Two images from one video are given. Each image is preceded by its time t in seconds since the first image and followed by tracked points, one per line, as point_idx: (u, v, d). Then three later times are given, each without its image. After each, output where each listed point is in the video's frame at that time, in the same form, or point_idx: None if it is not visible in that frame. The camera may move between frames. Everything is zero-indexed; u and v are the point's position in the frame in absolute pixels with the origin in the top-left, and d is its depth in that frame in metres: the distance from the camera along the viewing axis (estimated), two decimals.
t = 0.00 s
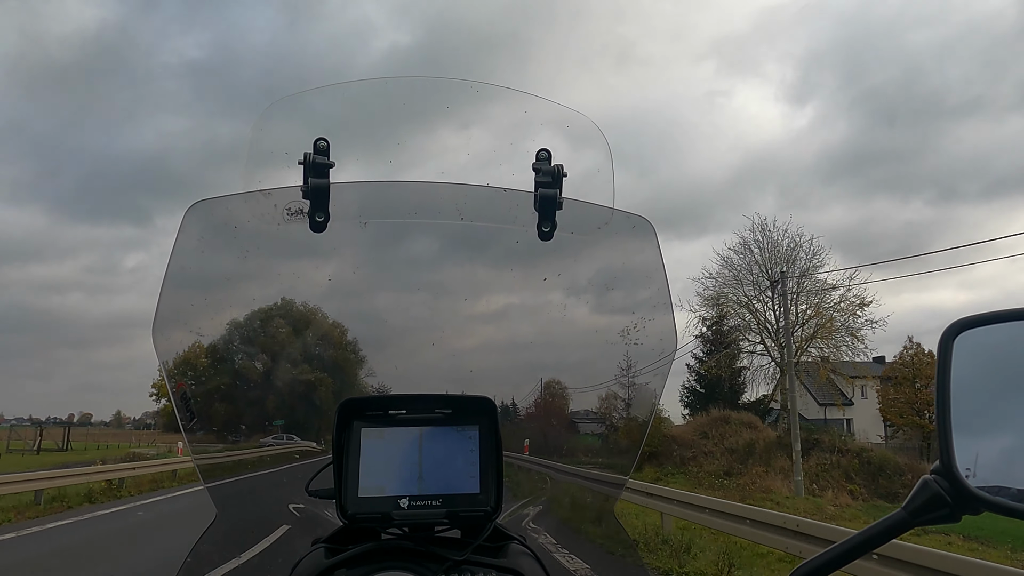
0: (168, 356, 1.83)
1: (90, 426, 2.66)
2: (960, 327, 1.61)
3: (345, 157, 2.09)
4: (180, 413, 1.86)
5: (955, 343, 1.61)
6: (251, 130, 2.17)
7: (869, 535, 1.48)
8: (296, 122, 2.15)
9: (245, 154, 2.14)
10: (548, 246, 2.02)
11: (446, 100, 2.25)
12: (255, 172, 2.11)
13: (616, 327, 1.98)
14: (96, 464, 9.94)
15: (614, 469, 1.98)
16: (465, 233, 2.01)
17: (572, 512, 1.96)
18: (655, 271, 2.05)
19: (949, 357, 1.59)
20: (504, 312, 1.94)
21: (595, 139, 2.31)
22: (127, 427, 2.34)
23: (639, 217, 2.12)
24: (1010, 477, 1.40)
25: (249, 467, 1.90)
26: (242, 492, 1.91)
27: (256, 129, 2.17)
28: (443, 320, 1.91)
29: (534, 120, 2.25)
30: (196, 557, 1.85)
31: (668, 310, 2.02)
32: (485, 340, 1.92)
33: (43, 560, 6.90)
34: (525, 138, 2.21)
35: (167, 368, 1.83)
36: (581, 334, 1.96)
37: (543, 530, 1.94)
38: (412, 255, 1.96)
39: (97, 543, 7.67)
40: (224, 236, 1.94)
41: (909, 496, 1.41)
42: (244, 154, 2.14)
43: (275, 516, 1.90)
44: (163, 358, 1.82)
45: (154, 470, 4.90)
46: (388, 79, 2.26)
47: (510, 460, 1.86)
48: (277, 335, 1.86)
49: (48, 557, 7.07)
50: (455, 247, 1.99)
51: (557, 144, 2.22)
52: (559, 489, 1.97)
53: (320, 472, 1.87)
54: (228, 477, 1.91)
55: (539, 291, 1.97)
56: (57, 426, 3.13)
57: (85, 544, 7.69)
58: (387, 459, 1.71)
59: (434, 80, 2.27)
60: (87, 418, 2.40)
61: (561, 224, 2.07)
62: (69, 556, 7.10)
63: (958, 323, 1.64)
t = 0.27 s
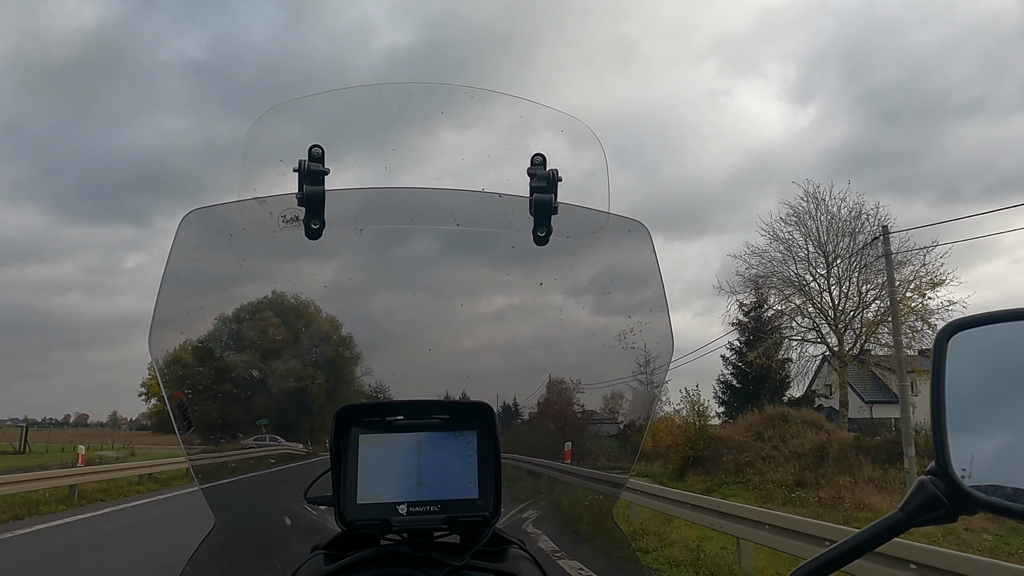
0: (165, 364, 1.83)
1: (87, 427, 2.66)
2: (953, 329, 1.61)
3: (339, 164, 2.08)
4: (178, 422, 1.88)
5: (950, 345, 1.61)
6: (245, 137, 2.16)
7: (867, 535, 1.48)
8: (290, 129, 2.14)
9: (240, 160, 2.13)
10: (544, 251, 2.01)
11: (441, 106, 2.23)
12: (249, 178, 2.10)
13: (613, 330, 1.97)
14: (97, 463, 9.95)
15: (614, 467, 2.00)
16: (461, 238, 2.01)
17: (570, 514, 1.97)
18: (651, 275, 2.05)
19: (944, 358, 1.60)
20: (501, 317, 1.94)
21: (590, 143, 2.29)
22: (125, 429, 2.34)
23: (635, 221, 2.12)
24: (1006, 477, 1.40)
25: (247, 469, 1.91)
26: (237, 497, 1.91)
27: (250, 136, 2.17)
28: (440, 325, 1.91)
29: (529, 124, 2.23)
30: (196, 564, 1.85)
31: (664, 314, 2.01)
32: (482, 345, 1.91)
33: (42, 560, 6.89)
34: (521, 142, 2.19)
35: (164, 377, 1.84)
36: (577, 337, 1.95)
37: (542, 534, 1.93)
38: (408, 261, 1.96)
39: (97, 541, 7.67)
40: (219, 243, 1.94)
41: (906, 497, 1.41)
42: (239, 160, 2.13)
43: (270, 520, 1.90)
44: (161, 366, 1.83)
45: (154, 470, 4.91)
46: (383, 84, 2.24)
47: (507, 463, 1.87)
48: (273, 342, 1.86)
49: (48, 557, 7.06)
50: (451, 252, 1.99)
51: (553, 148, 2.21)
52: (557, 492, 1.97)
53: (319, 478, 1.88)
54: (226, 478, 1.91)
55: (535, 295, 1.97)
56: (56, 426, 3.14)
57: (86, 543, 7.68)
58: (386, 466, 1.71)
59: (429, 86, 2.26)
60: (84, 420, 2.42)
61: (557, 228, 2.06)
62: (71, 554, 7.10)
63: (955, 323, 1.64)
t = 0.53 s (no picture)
0: (166, 361, 1.83)
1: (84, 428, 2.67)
2: (953, 326, 1.61)
3: (340, 160, 2.08)
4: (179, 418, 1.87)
5: (951, 340, 1.61)
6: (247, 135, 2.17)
7: (865, 531, 1.48)
8: (290, 127, 2.14)
9: (241, 158, 2.13)
10: (544, 248, 2.02)
11: (442, 104, 2.24)
12: (250, 176, 2.10)
13: (613, 327, 1.97)
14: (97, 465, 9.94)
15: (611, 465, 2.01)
16: (461, 236, 2.01)
17: (571, 511, 1.97)
18: (651, 271, 2.06)
19: (943, 353, 1.59)
20: (502, 313, 1.94)
21: (591, 142, 2.30)
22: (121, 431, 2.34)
23: (634, 217, 2.13)
24: (1004, 472, 1.40)
25: (247, 467, 1.90)
26: (238, 493, 1.91)
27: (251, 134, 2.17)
28: (440, 321, 1.91)
29: (529, 122, 2.23)
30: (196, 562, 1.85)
31: (664, 310, 2.02)
32: (483, 342, 1.92)
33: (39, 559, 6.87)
34: (522, 139, 2.19)
35: (167, 376, 1.84)
36: (576, 334, 1.96)
37: (542, 532, 1.94)
38: (408, 258, 1.96)
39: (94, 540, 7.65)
40: (220, 240, 1.94)
41: (906, 491, 1.40)
42: (240, 157, 2.14)
43: (271, 517, 1.90)
44: (162, 362, 1.83)
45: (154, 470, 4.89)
46: (384, 81, 2.25)
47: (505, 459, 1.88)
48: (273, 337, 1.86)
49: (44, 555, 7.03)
50: (452, 250, 1.99)
51: (554, 146, 2.21)
52: (557, 488, 1.97)
53: (320, 474, 1.89)
54: (227, 475, 1.91)
55: (535, 292, 1.97)
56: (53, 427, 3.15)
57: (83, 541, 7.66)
58: (387, 462, 1.72)
59: (429, 83, 2.26)
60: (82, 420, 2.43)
61: (557, 225, 2.06)
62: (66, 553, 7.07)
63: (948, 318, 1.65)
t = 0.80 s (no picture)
0: (164, 365, 1.85)
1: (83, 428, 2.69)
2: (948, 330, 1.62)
3: (337, 166, 2.08)
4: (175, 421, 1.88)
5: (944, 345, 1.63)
6: (245, 140, 2.17)
7: (855, 537, 1.49)
8: (288, 132, 2.14)
9: (239, 164, 2.14)
10: (540, 253, 2.02)
11: (439, 109, 2.24)
12: (248, 181, 2.11)
13: (609, 332, 1.98)
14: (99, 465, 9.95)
15: (607, 468, 2.03)
16: (458, 242, 2.01)
17: (567, 514, 1.98)
18: (647, 275, 2.06)
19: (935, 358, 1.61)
20: (498, 317, 1.95)
21: (588, 148, 2.30)
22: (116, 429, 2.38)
23: (630, 224, 2.13)
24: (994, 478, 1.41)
25: (243, 470, 1.90)
26: (235, 496, 1.92)
27: (249, 139, 2.17)
28: (436, 326, 1.92)
29: (526, 127, 2.23)
30: (192, 565, 1.86)
31: (659, 315, 2.03)
32: (479, 346, 1.92)
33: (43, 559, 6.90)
34: (519, 145, 2.19)
35: (163, 379, 1.85)
36: (573, 339, 1.96)
37: (539, 533, 1.95)
38: (404, 263, 1.97)
39: (98, 541, 7.68)
40: (217, 244, 1.95)
41: (897, 497, 1.42)
42: (238, 162, 2.14)
43: (267, 520, 1.91)
44: (160, 366, 1.85)
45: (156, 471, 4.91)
46: (381, 87, 2.25)
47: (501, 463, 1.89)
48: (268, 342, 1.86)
49: (48, 556, 7.06)
50: (449, 255, 1.99)
51: (551, 152, 2.21)
52: (554, 490, 1.98)
53: (318, 476, 1.90)
54: (223, 478, 1.92)
55: (532, 297, 1.98)
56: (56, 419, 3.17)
57: (87, 542, 7.70)
58: (382, 466, 1.72)
59: (426, 88, 2.27)
60: (78, 421, 2.44)
61: (553, 231, 2.07)
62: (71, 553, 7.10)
63: (940, 325, 1.66)
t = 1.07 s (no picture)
0: (162, 365, 1.87)
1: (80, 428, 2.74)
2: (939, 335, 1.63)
3: (336, 167, 2.09)
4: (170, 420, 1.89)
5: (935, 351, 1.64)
6: (243, 142, 2.18)
7: (846, 541, 1.50)
8: (286, 134, 2.15)
9: (237, 166, 2.14)
10: (537, 255, 2.02)
11: (438, 112, 2.24)
12: (246, 184, 2.12)
13: (605, 334, 1.98)
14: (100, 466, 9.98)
15: (602, 470, 2.03)
16: (455, 244, 2.02)
17: (563, 515, 1.99)
18: (643, 277, 2.07)
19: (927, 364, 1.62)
20: (494, 318, 1.95)
21: (586, 151, 2.29)
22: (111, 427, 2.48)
23: (627, 226, 2.13)
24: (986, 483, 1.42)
25: (239, 469, 1.92)
26: (232, 495, 1.93)
27: (247, 141, 2.18)
28: (433, 327, 1.92)
29: (524, 130, 2.23)
30: (189, 563, 1.87)
31: (656, 316, 2.03)
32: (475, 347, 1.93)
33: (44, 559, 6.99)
34: (517, 148, 2.20)
35: (160, 379, 1.87)
36: (569, 340, 1.96)
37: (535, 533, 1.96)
38: (401, 264, 1.97)
39: (98, 541, 7.72)
40: (216, 245, 1.96)
41: (889, 501, 1.44)
42: (236, 164, 2.15)
43: (263, 519, 1.92)
44: (158, 366, 1.87)
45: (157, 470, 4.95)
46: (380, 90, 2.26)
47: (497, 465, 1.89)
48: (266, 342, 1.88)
49: (47, 556, 7.14)
50: (446, 256, 2.00)
51: (549, 154, 2.21)
52: (550, 491, 1.99)
53: (314, 477, 1.90)
54: (218, 478, 1.93)
55: (528, 299, 1.98)
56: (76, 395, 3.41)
57: (88, 543, 7.73)
58: (378, 466, 1.73)
59: (425, 91, 2.27)
60: (73, 422, 2.48)
61: (550, 234, 2.07)
62: (71, 553, 7.20)
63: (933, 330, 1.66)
